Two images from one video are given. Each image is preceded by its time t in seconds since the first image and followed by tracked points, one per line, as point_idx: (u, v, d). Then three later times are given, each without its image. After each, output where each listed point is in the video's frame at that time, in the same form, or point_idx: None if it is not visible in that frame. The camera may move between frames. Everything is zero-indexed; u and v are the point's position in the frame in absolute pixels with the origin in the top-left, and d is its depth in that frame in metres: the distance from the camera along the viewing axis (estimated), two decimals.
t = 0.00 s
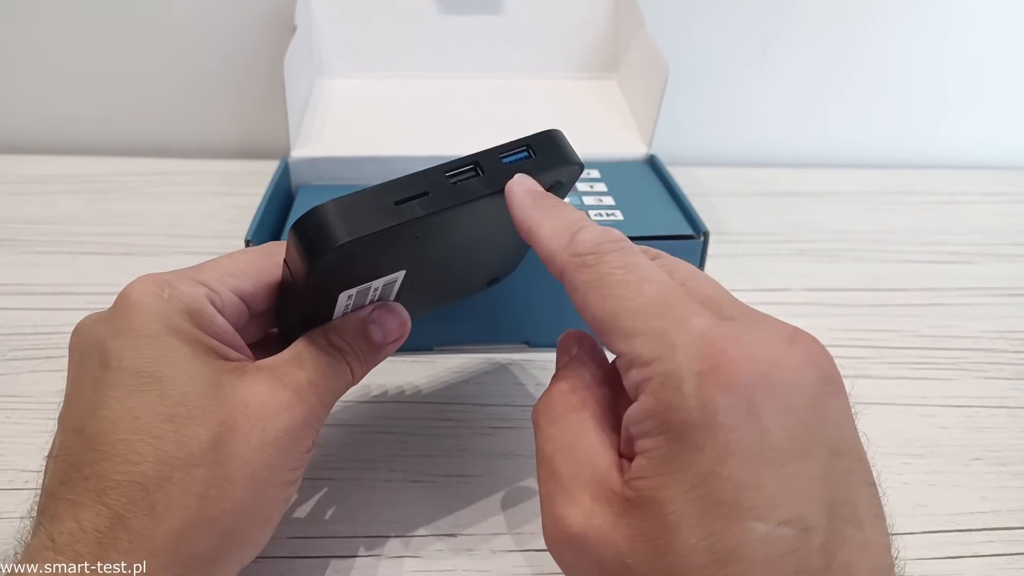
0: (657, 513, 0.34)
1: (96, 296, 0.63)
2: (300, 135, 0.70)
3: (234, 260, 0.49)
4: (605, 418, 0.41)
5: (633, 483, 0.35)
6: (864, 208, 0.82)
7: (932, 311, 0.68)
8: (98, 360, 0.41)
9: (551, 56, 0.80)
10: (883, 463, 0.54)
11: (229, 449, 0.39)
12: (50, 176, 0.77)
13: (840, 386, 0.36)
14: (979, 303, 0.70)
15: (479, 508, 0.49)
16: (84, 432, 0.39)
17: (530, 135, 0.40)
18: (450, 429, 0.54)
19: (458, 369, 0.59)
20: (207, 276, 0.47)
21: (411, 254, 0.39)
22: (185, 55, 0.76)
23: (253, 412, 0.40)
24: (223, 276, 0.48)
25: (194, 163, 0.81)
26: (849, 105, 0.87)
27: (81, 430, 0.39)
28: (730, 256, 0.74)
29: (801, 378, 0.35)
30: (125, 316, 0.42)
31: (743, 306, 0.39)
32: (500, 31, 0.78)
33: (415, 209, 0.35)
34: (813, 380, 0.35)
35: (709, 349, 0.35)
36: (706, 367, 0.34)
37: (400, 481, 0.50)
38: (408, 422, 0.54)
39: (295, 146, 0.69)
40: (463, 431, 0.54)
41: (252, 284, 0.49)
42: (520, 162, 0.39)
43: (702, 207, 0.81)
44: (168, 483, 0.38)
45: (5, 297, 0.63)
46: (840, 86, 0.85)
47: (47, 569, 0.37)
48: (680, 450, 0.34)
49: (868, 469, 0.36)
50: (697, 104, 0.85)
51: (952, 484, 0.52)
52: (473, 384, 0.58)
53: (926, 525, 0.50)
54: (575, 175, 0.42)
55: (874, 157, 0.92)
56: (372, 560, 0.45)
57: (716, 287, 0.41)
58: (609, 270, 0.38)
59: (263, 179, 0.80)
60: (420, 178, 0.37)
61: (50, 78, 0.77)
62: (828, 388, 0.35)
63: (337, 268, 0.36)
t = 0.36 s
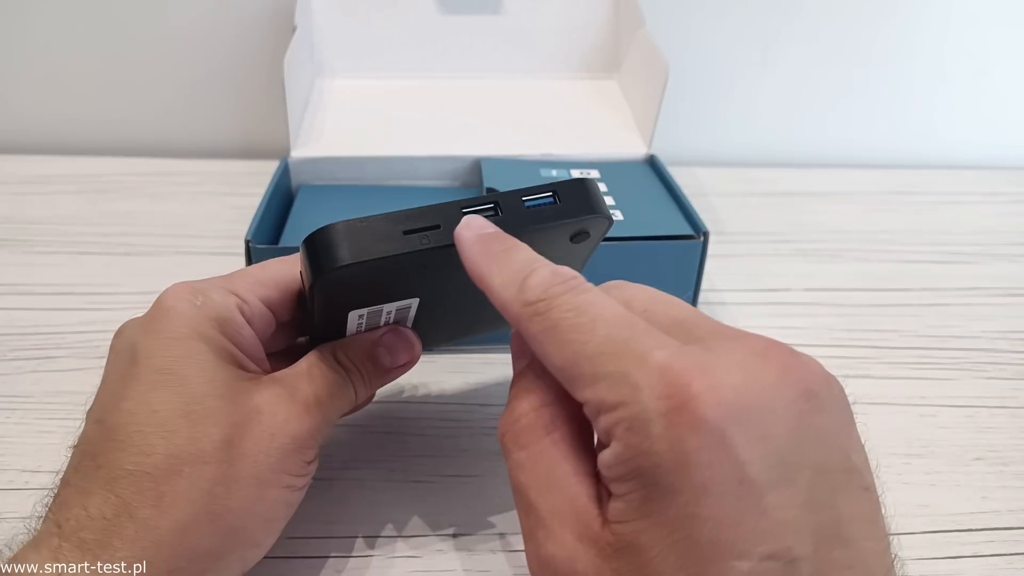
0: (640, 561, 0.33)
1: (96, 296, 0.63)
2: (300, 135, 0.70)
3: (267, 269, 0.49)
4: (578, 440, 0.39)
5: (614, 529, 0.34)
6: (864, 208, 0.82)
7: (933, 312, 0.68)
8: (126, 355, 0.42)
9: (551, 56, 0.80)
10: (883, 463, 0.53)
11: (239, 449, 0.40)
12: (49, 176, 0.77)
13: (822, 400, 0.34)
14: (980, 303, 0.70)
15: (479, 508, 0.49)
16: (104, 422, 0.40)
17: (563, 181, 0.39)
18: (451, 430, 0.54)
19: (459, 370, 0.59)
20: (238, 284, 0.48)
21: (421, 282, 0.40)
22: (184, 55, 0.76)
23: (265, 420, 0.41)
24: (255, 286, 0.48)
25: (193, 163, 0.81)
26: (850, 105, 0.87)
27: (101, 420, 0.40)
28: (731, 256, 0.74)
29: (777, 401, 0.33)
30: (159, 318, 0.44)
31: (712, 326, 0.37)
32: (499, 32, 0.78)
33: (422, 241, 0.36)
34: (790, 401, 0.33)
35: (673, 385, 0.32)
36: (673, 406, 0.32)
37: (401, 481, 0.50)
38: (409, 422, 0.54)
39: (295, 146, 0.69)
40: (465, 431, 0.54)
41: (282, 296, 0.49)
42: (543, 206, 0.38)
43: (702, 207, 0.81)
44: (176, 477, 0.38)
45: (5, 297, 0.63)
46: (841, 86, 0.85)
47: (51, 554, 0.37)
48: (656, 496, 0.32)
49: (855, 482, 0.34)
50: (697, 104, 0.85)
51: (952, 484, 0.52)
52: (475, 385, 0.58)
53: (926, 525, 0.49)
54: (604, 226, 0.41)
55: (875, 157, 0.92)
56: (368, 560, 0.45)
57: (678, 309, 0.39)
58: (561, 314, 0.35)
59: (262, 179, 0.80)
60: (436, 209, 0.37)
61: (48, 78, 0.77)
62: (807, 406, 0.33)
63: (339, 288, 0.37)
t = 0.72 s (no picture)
0: None
1: (96, 296, 0.63)
2: (300, 135, 0.70)
3: (271, 269, 0.49)
4: (549, 466, 0.39)
5: (592, 558, 0.35)
6: (864, 208, 0.83)
7: (932, 312, 0.68)
8: (132, 356, 0.43)
9: (550, 56, 0.81)
10: (883, 463, 0.54)
11: (240, 450, 0.40)
12: (49, 176, 0.77)
13: (797, 414, 0.34)
14: (980, 303, 0.70)
15: (478, 508, 0.49)
16: (107, 422, 0.41)
17: (562, 183, 0.39)
18: (450, 429, 0.54)
19: (459, 370, 0.59)
20: (243, 284, 0.47)
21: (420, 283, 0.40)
22: (184, 54, 0.76)
23: (267, 421, 0.41)
24: (260, 286, 0.48)
25: (194, 163, 0.81)
26: (850, 105, 0.87)
27: (104, 420, 0.41)
28: (731, 257, 0.74)
29: (751, 422, 0.33)
30: (163, 318, 0.44)
31: (681, 341, 0.37)
32: (499, 31, 0.78)
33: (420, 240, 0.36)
34: (764, 419, 0.33)
35: (641, 415, 0.32)
36: (643, 438, 0.32)
37: (400, 481, 0.50)
38: (408, 422, 0.54)
39: (295, 146, 0.69)
40: (464, 431, 0.54)
41: (286, 296, 0.49)
42: (542, 209, 0.38)
43: (702, 208, 0.81)
44: (178, 476, 0.38)
45: (4, 297, 0.63)
46: (841, 86, 0.85)
47: (51, 553, 0.37)
48: (631, 529, 0.32)
49: (839, 491, 0.34)
50: (697, 104, 0.85)
51: (953, 484, 0.52)
52: (474, 385, 0.58)
53: (925, 524, 0.50)
54: (604, 230, 0.41)
55: (875, 157, 0.92)
56: (367, 560, 0.45)
57: (648, 325, 0.38)
58: (523, 346, 0.35)
59: (263, 179, 0.80)
60: (434, 210, 0.37)
61: (49, 78, 0.77)
62: (781, 422, 0.33)
63: (336, 286, 0.37)
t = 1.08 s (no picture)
0: None
1: (96, 296, 0.63)
2: (299, 135, 0.70)
3: (276, 270, 0.49)
4: (542, 472, 0.39)
5: (581, 562, 0.34)
6: (864, 208, 0.83)
7: (932, 312, 0.68)
8: (134, 357, 0.43)
9: (550, 56, 0.81)
10: (883, 463, 0.54)
11: (241, 452, 0.40)
12: (48, 176, 0.77)
13: (778, 416, 0.34)
14: (980, 303, 0.70)
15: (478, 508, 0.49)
16: (109, 423, 0.41)
17: (565, 182, 0.39)
18: (451, 430, 0.54)
19: (459, 370, 0.59)
20: (247, 286, 0.47)
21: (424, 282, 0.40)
22: (184, 54, 0.76)
23: (268, 423, 0.41)
24: (264, 288, 0.48)
25: (193, 163, 0.81)
26: (850, 105, 0.87)
27: (107, 421, 0.41)
28: (731, 256, 0.74)
29: (731, 424, 0.33)
30: (166, 319, 0.44)
31: (665, 347, 0.37)
32: (499, 32, 0.78)
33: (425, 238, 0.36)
34: (744, 422, 0.33)
35: (622, 419, 0.32)
36: (624, 441, 0.32)
37: (401, 481, 0.50)
38: (409, 422, 0.54)
39: (296, 146, 0.69)
40: (464, 431, 0.54)
41: (290, 298, 0.49)
42: (547, 208, 0.38)
43: (701, 207, 0.81)
44: (179, 478, 0.38)
45: (5, 297, 0.63)
46: (840, 86, 0.85)
47: (51, 554, 0.37)
48: (616, 532, 0.32)
49: (823, 491, 0.34)
50: (697, 104, 0.85)
51: (952, 484, 0.53)
52: (475, 385, 0.58)
53: (926, 525, 0.50)
54: (609, 228, 0.41)
55: (875, 157, 0.92)
56: (367, 560, 0.45)
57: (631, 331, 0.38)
58: (509, 352, 0.35)
59: (262, 179, 0.80)
60: (439, 208, 0.37)
61: (48, 78, 0.77)
62: (762, 424, 0.33)
63: (340, 284, 0.37)
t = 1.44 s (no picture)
0: None
1: (96, 296, 0.64)
2: (299, 135, 0.70)
3: (276, 271, 0.49)
4: (539, 476, 0.39)
5: (574, 564, 0.34)
6: (864, 208, 0.83)
7: (933, 312, 0.68)
8: (134, 356, 0.43)
9: (550, 56, 0.81)
10: (883, 463, 0.54)
11: (238, 452, 0.40)
12: (48, 176, 0.77)
13: (768, 417, 0.34)
14: (980, 303, 0.70)
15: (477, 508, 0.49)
16: (107, 423, 0.41)
17: (561, 171, 0.39)
18: (451, 429, 0.54)
19: (459, 370, 0.59)
20: (247, 286, 0.48)
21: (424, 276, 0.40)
22: (184, 55, 0.76)
23: (265, 423, 0.41)
24: (264, 288, 0.48)
25: (193, 163, 0.81)
26: (849, 105, 0.87)
27: (104, 421, 0.41)
28: (731, 256, 0.74)
29: (720, 426, 0.33)
30: (165, 320, 0.44)
31: (657, 350, 0.37)
32: (499, 32, 0.78)
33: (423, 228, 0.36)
34: (734, 423, 0.33)
35: (613, 421, 0.32)
36: (615, 443, 0.32)
37: (400, 481, 0.50)
38: (408, 422, 0.54)
39: (295, 146, 0.69)
40: (463, 430, 0.54)
41: (290, 298, 0.49)
42: (545, 196, 0.38)
43: (701, 207, 0.81)
44: (175, 478, 0.38)
45: (4, 297, 0.63)
46: (840, 86, 0.85)
47: (46, 552, 0.37)
48: (608, 534, 0.32)
49: (816, 492, 0.34)
50: (697, 104, 0.85)
51: (952, 484, 0.53)
52: (474, 385, 0.58)
53: (926, 525, 0.50)
54: (607, 217, 0.41)
55: (875, 157, 0.92)
56: (368, 560, 0.45)
57: (623, 335, 0.38)
58: (503, 354, 0.35)
59: (263, 179, 0.80)
60: (435, 199, 0.37)
61: (49, 78, 0.77)
62: (752, 425, 0.34)
63: (338, 277, 0.37)
